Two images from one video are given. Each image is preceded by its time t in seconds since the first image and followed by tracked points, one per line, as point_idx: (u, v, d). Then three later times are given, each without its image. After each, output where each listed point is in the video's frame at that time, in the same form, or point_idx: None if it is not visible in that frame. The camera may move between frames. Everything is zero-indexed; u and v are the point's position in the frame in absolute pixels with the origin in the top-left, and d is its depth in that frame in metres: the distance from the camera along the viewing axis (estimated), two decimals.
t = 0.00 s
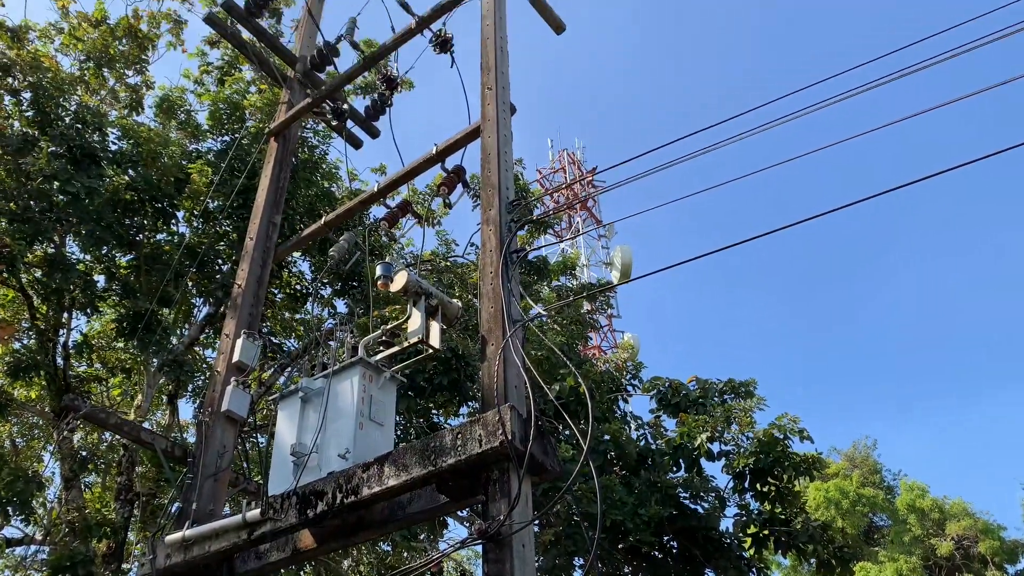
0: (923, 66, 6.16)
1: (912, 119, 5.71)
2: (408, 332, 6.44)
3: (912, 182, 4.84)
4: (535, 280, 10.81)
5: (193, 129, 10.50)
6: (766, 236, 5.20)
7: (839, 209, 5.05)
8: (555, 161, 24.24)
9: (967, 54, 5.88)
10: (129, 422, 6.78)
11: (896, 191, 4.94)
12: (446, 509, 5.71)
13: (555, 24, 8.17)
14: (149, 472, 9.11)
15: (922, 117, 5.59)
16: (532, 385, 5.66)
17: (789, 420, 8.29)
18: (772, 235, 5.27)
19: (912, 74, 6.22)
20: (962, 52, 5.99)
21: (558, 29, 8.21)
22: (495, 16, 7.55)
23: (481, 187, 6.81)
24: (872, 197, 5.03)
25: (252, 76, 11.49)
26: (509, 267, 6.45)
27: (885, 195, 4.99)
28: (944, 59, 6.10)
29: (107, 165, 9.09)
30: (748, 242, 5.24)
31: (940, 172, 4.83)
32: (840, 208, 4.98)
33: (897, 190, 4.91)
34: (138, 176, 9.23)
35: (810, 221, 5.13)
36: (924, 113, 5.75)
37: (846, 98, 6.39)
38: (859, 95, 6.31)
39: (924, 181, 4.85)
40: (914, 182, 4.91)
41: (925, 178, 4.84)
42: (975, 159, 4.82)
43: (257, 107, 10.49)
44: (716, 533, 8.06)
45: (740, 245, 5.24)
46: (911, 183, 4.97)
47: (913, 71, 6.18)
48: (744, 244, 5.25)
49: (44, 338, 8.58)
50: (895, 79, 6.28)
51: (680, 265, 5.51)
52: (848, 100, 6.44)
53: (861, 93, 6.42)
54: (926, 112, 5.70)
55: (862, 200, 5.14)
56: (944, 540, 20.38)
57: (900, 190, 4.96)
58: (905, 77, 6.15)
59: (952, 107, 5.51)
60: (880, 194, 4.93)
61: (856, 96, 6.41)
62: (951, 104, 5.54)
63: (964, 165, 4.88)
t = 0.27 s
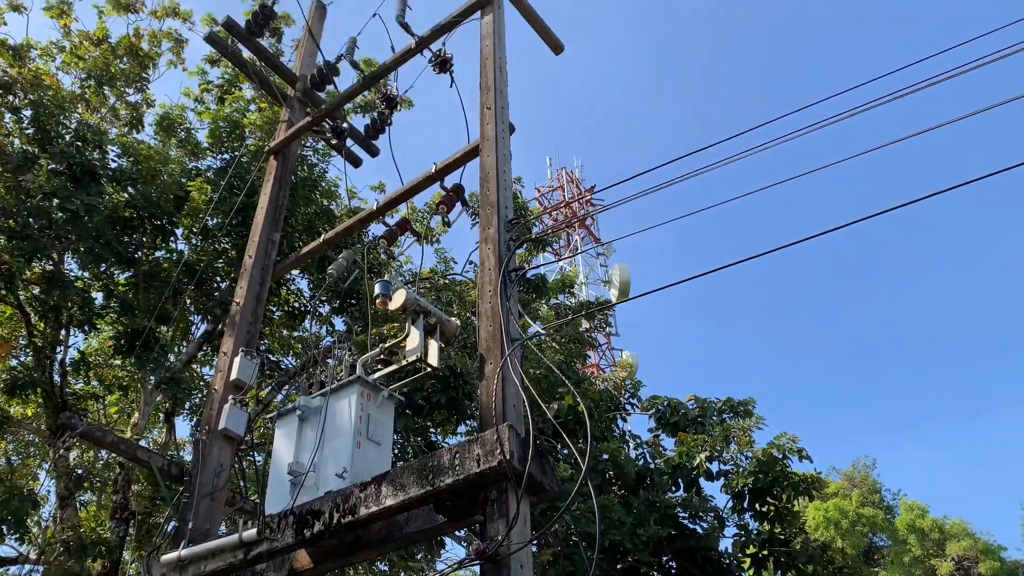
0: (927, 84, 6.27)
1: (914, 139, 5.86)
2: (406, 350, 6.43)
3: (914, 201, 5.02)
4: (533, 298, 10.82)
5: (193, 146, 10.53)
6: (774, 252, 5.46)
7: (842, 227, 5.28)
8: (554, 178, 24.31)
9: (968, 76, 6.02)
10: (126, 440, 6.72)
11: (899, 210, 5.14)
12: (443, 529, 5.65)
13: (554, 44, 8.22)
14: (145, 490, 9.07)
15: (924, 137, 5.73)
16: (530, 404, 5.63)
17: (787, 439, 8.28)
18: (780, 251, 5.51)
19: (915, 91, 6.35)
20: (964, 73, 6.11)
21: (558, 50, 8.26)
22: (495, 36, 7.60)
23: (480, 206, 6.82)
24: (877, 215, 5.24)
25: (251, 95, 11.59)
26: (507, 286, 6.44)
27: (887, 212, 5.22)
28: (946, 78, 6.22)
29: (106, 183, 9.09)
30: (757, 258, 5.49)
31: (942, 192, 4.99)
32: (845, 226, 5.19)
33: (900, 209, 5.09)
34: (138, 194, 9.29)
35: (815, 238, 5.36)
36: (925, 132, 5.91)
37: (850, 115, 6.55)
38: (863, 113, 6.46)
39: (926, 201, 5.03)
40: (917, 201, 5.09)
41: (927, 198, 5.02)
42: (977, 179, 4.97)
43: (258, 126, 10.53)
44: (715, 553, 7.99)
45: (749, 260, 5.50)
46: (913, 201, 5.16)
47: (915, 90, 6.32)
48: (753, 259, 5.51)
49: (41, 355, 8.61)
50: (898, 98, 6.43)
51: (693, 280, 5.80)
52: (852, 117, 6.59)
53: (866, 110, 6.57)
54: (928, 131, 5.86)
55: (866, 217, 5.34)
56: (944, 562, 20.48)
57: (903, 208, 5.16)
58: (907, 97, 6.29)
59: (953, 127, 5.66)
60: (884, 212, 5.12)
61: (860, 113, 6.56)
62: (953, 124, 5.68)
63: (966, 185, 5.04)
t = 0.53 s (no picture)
0: (930, 101, 6.18)
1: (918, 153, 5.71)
2: (404, 368, 6.43)
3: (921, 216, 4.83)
4: (532, 315, 10.81)
5: (192, 163, 10.53)
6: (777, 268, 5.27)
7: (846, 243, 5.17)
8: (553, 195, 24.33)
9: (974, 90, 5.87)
10: (122, 458, 6.71)
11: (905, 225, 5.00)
12: (441, 548, 5.60)
13: (553, 63, 8.26)
14: (141, 508, 9.03)
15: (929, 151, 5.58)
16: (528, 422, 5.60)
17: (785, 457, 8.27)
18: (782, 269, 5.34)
19: (916, 110, 6.28)
20: (969, 88, 5.99)
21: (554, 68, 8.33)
22: (493, 55, 7.64)
23: (479, 223, 6.84)
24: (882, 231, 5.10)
25: (251, 112, 11.65)
26: (505, 304, 6.42)
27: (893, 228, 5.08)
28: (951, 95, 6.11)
29: (106, 199, 9.14)
30: (758, 275, 5.31)
31: (950, 206, 4.84)
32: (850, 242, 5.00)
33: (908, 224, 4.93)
34: (136, 211, 9.32)
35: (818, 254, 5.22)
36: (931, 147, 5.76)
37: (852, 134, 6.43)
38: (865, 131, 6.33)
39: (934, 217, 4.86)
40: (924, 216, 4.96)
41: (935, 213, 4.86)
42: (983, 195, 4.83)
43: (257, 143, 10.56)
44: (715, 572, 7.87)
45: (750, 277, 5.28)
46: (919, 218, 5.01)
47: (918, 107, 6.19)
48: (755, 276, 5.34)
49: (38, 372, 8.61)
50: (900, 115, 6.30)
51: (688, 298, 5.52)
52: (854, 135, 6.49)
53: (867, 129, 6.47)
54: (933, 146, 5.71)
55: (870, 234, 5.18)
56: None
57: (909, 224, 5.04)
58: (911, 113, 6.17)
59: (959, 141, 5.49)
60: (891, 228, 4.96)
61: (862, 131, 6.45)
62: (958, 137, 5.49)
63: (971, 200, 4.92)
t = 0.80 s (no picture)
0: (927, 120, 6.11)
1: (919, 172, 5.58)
2: (403, 386, 6.41)
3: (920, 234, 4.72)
4: (530, 332, 10.82)
5: (192, 181, 10.57)
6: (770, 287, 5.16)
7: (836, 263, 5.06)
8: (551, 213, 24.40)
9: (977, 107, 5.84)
10: (119, 476, 6.62)
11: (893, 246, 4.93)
12: (439, 568, 5.56)
13: (551, 82, 8.32)
14: (137, 527, 8.99)
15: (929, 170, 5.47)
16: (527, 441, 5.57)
17: (785, 475, 8.24)
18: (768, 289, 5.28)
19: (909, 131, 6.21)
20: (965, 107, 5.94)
21: (552, 87, 8.40)
22: (491, 75, 7.70)
23: (477, 241, 6.84)
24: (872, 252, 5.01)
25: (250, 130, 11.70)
26: (504, 321, 6.41)
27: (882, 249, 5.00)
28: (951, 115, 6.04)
29: (104, 217, 9.06)
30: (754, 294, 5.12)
31: (953, 222, 4.71)
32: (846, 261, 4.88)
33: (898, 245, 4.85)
34: (135, 228, 9.31)
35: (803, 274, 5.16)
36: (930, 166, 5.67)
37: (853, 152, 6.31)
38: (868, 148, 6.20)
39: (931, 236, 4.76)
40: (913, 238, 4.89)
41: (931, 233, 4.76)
42: (984, 211, 4.71)
43: (257, 161, 10.60)
44: None
45: (745, 296, 5.10)
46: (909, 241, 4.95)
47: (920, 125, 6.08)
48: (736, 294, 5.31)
49: (35, 391, 8.65)
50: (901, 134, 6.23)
51: (683, 318, 5.33)
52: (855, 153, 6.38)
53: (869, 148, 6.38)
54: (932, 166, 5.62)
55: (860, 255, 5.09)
56: None
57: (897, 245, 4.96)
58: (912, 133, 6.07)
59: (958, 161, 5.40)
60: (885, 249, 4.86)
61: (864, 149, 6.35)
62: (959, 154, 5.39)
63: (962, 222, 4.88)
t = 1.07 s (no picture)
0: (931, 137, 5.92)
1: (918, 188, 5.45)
2: (402, 405, 6.38)
3: (923, 250, 4.58)
4: (530, 350, 10.81)
5: (192, 199, 10.60)
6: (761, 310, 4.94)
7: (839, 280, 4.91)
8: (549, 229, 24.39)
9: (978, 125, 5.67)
10: (116, 496, 6.53)
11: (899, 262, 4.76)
12: None
13: (550, 101, 8.36)
14: (134, 546, 8.93)
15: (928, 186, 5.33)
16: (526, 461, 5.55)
17: (785, 494, 8.20)
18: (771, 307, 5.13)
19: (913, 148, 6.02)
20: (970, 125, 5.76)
21: (552, 106, 8.41)
22: (490, 94, 7.74)
23: (476, 259, 6.84)
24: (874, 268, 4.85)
25: (250, 148, 11.74)
26: (504, 339, 6.39)
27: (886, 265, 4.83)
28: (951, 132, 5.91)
29: (104, 235, 9.15)
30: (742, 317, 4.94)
31: (948, 242, 4.54)
32: (848, 277, 4.73)
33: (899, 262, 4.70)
34: (135, 246, 9.37)
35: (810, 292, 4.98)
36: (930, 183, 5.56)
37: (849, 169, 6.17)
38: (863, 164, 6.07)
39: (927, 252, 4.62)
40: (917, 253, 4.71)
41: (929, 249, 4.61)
42: (979, 231, 4.53)
43: (256, 179, 10.64)
44: None
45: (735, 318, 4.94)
46: (915, 254, 4.80)
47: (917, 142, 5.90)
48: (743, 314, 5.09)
49: (32, 409, 8.63)
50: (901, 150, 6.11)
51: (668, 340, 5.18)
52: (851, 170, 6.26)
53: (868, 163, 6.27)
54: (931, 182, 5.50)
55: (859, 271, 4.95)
56: None
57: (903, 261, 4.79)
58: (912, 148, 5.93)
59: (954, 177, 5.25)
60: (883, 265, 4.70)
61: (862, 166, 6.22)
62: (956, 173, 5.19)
63: (969, 236, 4.72)
